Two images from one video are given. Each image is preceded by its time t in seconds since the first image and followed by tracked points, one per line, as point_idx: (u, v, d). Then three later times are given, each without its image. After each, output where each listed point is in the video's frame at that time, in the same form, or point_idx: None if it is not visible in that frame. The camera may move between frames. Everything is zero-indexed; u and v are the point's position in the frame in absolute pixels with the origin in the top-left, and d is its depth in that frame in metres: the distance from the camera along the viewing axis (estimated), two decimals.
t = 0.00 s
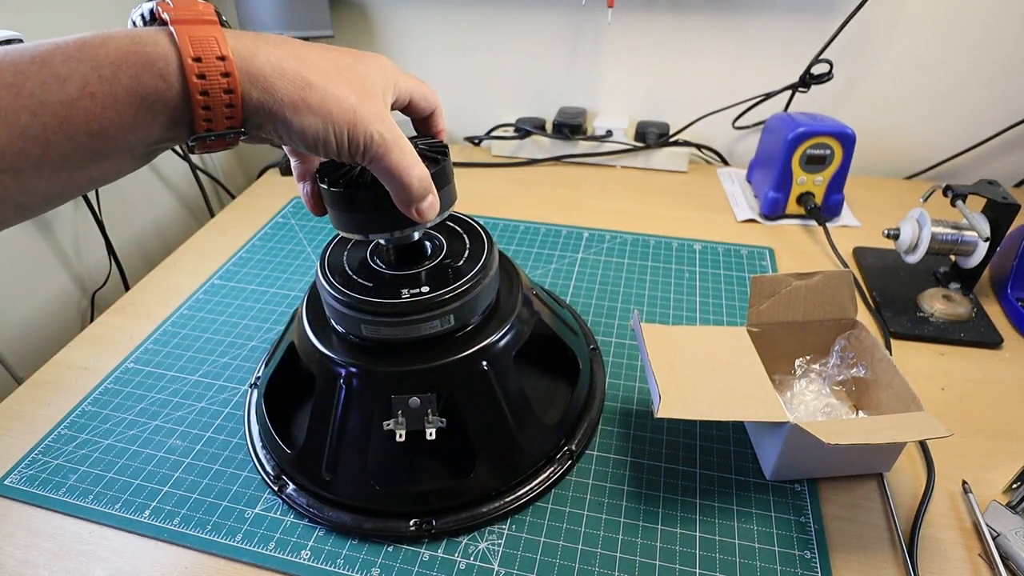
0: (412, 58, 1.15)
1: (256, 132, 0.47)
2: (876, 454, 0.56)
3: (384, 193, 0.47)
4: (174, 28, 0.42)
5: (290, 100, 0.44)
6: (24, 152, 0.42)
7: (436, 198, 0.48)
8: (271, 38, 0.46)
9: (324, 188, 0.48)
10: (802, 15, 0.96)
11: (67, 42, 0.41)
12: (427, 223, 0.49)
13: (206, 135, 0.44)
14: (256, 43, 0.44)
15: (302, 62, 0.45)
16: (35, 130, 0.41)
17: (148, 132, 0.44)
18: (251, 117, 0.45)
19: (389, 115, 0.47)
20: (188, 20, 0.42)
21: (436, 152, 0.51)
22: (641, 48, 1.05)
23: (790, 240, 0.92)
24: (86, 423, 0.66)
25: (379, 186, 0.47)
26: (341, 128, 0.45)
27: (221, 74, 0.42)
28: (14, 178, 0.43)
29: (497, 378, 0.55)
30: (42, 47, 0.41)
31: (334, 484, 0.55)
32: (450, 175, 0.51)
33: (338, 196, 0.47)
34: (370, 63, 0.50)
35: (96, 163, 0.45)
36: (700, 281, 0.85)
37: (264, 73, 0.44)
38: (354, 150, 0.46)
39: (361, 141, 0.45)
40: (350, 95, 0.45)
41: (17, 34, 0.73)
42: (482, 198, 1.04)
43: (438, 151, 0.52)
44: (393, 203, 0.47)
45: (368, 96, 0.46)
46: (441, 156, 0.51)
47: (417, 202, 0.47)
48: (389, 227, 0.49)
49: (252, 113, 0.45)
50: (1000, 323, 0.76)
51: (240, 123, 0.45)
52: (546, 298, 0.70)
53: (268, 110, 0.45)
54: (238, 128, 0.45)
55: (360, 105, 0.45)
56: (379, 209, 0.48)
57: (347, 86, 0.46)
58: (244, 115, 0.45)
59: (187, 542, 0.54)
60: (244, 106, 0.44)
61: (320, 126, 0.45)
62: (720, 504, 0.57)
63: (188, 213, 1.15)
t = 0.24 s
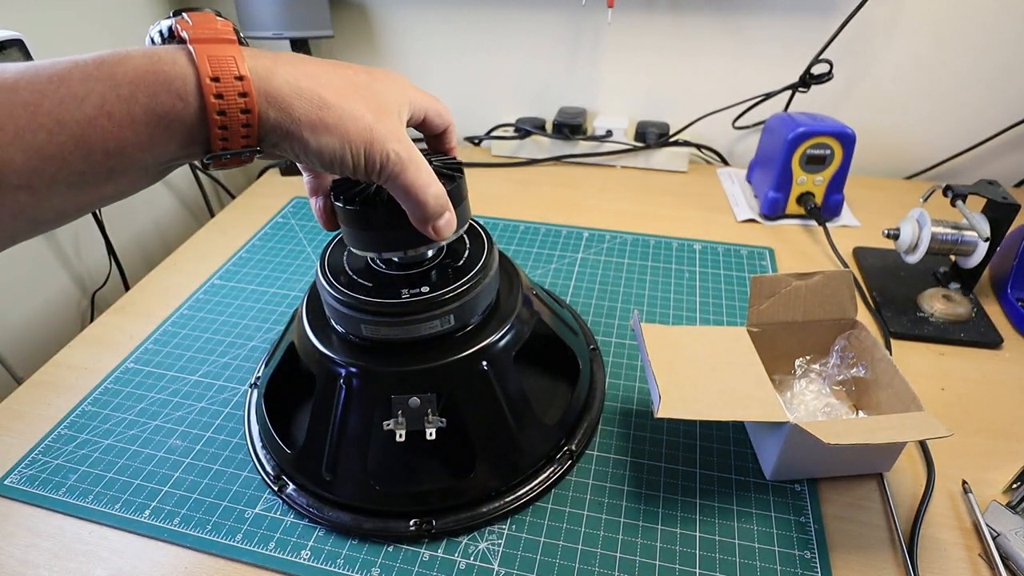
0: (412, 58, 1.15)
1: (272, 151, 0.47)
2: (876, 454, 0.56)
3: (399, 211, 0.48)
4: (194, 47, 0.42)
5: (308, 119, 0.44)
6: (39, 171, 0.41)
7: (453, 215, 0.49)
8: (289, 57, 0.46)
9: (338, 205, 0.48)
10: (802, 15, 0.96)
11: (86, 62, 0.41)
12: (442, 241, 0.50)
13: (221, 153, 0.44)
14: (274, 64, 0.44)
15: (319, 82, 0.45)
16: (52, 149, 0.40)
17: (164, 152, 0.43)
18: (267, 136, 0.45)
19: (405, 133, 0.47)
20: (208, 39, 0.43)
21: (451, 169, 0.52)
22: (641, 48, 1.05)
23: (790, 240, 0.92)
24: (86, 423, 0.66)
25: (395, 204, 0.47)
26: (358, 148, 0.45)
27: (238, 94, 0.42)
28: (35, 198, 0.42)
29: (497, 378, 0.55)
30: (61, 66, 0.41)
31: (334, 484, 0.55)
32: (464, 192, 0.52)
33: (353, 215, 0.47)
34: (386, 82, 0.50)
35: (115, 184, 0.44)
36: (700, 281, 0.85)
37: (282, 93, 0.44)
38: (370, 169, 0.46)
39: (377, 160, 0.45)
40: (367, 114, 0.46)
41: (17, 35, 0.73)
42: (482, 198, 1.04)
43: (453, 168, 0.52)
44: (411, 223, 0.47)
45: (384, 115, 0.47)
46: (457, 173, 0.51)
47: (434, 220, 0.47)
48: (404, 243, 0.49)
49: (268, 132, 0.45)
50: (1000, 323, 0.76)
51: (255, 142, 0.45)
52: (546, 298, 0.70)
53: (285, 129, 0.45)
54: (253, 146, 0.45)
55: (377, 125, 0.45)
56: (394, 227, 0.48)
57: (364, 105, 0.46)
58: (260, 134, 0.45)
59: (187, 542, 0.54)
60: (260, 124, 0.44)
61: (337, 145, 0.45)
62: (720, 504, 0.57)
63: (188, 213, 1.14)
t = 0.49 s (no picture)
0: (412, 58, 1.15)
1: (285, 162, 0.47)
2: (876, 454, 0.56)
3: (413, 220, 0.49)
4: (210, 61, 0.41)
5: (325, 135, 0.44)
6: (50, 184, 0.40)
7: (464, 224, 0.50)
8: (304, 68, 0.45)
9: (349, 211, 0.49)
10: (802, 15, 0.96)
11: (100, 75, 0.40)
12: (453, 248, 0.51)
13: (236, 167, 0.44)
14: (290, 78, 0.44)
15: (336, 95, 0.45)
16: (64, 164, 0.40)
17: (178, 166, 0.43)
18: (281, 150, 0.45)
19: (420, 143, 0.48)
20: (223, 52, 0.42)
21: (462, 175, 0.52)
22: (641, 48, 1.05)
23: (790, 241, 0.92)
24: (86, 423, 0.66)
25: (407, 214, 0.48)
26: (375, 162, 0.45)
27: (254, 111, 0.42)
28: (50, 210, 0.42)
29: (497, 378, 0.55)
30: (76, 79, 0.40)
31: (334, 484, 0.55)
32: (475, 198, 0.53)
33: (366, 222, 0.48)
34: (401, 88, 0.50)
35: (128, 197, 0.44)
36: (700, 281, 0.85)
37: (298, 109, 0.43)
38: (385, 182, 0.46)
39: (394, 174, 0.46)
40: (384, 128, 0.45)
41: (17, 34, 0.73)
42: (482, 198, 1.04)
43: (464, 173, 0.53)
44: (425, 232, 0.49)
45: (400, 127, 0.47)
46: (469, 180, 0.52)
47: (447, 231, 0.48)
48: (416, 249, 0.50)
49: (283, 146, 0.44)
50: (1000, 323, 0.76)
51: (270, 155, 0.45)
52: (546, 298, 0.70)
53: (301, 144, 0.44)
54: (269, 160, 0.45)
55: (394, 139, 0.45)
56: (406, 234, 0.49)
57: (381, 118, 0.46)
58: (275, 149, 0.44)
59: (187, 542, 0.54)
60: (275, 139, 0.44)
61: (355, 161, 0.45)
62: (720, 504, 0.57)
63: (187, 213, 1.14)
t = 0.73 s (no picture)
0: (412, 58, 1.15)
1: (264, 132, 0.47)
2: (876, 454, 0.56)
3: (392, 187, 0.48)
4: (181, 31, 0.41)
5: (301, 105, 0.44)
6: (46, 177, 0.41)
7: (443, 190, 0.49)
8: (278, 37, 0.45)
9: (330, 177, 0.48)
10: (802, 15, 0.96)
11: (71, 46, 0.40)
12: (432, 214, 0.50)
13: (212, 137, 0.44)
14: (265, 48, 0.43)
15: (310, 64, 0.44)
16: (41, 136, 0.40)
17: (155, 138, 0.43)
18: (258, 120, 0.45)
19: (396, 109, 0.47)
20: (195, 21, 0.42)
21: (439, 140, 0.52)
22: (641, 48, 1.05)
23: (790, 240, 0.92)
24: (86, 423, 0.66)
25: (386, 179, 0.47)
26: (351, 131, 0.45)
27: (229, 82, 0.41)
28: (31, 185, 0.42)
29: (497, 379, 0.55)
30: (47, 51, 0.40)
31: (334, 484, 0.55)
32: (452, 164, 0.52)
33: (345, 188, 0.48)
34: (375, 54, 0.49)
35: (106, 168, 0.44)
36: (700, 281, 0.85)
37: (273, 80, 0.43)
38: (362, 150, 0.46)
39: (371, 141, 0.45)
40: (360, 96, 0.45)
41: (17, 34, 0.73)
42: (482, 198, 1.04)
43: (441, 138, 0.52)
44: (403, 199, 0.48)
45: (377, 94, 0.46)
46: (445, 145, 0.51)
47: (426, 197, 0.48)
48: (395, 218, 0.50)
49: (260, 117, 0.44)
50: (1000, 323, 0.76)
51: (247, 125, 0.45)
52: (546, 297, 0.70)
53: (278, 115, 0.44)
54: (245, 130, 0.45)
55: (370, 106, 0.45)
56: (385, 202, 0.48)
57: (357, 86, 0.45)
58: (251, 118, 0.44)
59: (187, 542, 0.54)
60: (251, 109, 0.43)
61: (331, 129, 0.44)
62: (720, 504, 0.57)
63: (187, 213, 1.14)
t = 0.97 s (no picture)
0: (413, 58, 1.15)
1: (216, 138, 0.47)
2: (877, 454, 0.56)
3: (345, 200, 0.47)
4: (128, 35, 0.41)
5: (251, 110, 0.43)
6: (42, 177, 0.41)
7: (398, 206, 0.48)
8: (232, 42, 0.45)
9: (283, 186, 0.47)
10: (802, 16, 0.96)
11: (14, 49, 0.40)
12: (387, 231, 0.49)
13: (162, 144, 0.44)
14: (217, 53, 0.43)
15: (263, 71, 0.44)
16: (13, 131, 0.40)
17: (103, 142, 0.44)
18: (209, 125, 0.45)
19: (353, 123, 0.46)
20: (141, 24, 0.41)
21: (399, 157, 0.51)
22: (641, 48, 1.05)
23: (789, 240, 0.92)
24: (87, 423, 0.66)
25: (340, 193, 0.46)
26: (303, 140, 0.44)
27: (178, 87, 0.41)
28: (24, 175, 0.43)
29: (497, 379, 0.55)
30: None
31: (333, 484, 0.55)
32: (411, 181, 0.51)
33: (297, 198, 0.47)
34: (335, 66, 0.49)
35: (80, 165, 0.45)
36: (701, 281, 0.85)
37: (224, 85, 0.43)
38: (314, 160, 0.45)
39: (323, 152, 0.44)
40: (313, 105, 0.45)
41: (17, 35, 0.73)
42: (482, 198, 1.04)
43: (401, 155, 0.51)
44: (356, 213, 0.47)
45: (332, 105, 0.46)
46: (405, 162, 0.50)
47: (379, 211, 0.46)
48: (348, 232, 0.48)
49: (211, 122, 0.44)
50: (1000, 323, 0.76)
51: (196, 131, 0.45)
52: (545, 297, 0.70)
53: (230, 121, 0.44)
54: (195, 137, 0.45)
55: (323, 116, 0.44)
56: (338, 216, 0.47)
57: (312, 94, 0.45)
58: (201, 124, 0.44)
59: (187, 542, 0.54)
60: (202, 114, 0.43)
61: (281, 137, 0.44)
62: (720, 504, 0.57)
63: (187, 213, 1.14)
